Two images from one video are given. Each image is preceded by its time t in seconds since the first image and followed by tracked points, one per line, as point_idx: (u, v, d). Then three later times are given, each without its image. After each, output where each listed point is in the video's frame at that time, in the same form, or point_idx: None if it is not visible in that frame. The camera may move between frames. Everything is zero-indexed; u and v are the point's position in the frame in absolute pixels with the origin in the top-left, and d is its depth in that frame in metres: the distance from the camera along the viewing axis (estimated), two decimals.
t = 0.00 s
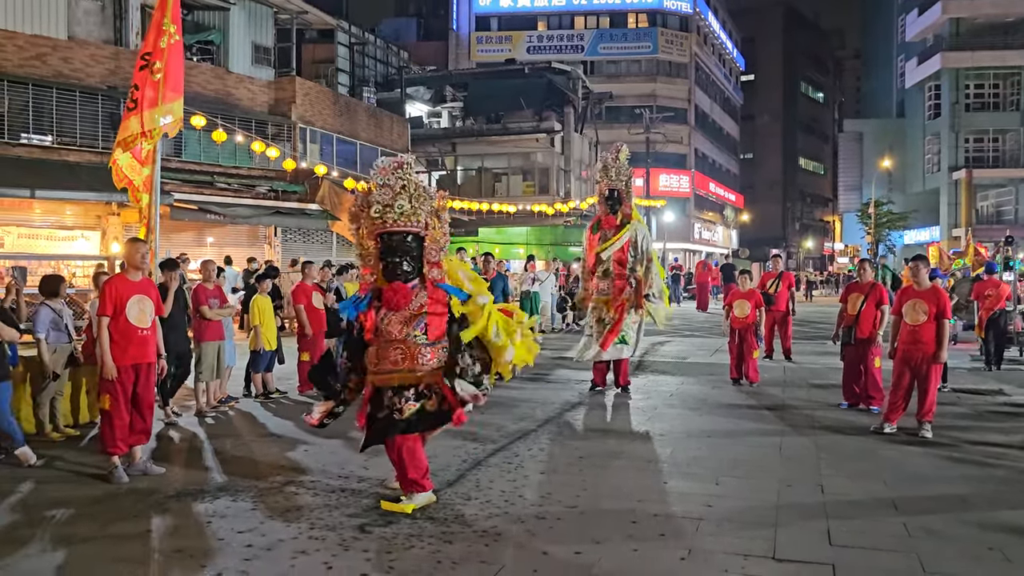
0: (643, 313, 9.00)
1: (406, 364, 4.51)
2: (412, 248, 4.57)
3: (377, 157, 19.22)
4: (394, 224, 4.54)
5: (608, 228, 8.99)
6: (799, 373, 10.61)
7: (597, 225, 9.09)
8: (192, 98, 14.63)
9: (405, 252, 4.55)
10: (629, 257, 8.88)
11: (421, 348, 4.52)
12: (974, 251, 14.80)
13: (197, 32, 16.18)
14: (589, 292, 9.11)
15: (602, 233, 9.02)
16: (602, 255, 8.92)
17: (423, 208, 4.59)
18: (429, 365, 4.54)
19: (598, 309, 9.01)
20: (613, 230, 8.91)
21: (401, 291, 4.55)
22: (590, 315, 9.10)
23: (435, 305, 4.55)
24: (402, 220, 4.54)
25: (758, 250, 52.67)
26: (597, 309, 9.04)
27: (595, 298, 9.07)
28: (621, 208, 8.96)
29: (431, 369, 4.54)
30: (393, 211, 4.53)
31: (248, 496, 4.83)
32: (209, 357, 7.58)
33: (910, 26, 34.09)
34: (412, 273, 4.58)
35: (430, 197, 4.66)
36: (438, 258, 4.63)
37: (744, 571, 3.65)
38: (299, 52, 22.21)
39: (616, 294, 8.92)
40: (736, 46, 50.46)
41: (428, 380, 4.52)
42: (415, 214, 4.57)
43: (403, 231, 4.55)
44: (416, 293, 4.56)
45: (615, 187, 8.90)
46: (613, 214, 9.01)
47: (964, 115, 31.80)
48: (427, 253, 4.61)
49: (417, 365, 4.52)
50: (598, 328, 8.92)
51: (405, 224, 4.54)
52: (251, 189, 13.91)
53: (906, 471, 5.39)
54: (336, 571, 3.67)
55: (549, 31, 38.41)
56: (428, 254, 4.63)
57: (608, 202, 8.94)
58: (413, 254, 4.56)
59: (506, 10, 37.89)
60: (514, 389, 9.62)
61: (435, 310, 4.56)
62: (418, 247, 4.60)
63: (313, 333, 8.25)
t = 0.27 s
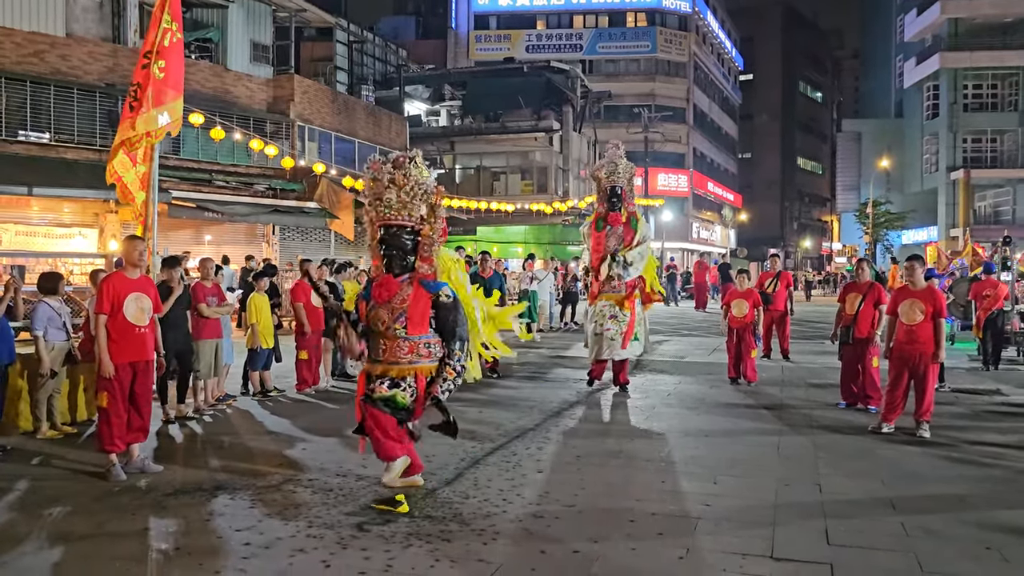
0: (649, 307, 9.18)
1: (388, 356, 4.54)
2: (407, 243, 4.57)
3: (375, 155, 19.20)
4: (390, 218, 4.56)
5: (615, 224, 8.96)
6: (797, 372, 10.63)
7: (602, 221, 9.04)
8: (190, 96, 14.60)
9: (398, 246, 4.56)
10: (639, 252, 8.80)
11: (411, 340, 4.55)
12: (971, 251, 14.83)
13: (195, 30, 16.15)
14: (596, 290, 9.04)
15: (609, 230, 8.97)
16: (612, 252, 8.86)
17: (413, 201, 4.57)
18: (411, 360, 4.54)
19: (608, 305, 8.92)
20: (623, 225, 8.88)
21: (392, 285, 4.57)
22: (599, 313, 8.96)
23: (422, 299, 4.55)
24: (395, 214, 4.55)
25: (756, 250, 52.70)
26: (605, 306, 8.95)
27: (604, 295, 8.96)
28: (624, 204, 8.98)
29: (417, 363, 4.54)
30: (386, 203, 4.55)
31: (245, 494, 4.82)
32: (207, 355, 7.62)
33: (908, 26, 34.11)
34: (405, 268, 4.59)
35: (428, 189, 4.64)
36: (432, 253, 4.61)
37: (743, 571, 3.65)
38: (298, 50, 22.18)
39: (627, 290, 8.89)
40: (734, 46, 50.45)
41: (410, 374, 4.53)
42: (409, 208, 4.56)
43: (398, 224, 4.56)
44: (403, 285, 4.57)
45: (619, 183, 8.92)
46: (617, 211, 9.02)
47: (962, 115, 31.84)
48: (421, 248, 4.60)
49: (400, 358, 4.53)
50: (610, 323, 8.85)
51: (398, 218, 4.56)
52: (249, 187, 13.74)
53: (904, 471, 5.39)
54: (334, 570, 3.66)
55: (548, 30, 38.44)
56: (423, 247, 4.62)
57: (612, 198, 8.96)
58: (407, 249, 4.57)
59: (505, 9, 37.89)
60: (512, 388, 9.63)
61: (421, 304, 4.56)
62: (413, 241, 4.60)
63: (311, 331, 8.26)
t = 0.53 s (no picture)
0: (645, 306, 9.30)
1: (368, 354, 4.62)
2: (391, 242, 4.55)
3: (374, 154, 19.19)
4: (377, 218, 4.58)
5: (615, 224, 8.94)
6: (796, 371, 10.63)
7: (601, 221, 9.00)
8: (189, 94, 14.58)
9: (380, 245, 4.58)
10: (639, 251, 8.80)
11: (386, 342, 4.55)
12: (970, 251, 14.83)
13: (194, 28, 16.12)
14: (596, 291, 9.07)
15: (610, 230, 8.93)
16: (612, 254, 8.86)
17: (392, 198, 4.51)
18: (385, 360, 4.55)
19: (611, 306, 8.93)
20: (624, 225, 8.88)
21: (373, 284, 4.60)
22: (601, 314, 8.91)
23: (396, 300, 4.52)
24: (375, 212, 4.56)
25: (755, 249, 52.72)
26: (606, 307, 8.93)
27: (607, 296, 8.96)
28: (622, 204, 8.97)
29: (389, 364, 4.54)
30: (372, 202, 4.57)
31: (244, 493, 4.82)
32: (205, 354, 7.63)
33: (908, 26, 34.14)
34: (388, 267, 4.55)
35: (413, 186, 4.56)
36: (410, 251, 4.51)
37: (742, 570, 3.65)
38: (297, 49, 22.15)
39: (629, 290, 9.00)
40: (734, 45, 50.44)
41: (381, 375, 4.54)
42: (392, 209, 4.52)
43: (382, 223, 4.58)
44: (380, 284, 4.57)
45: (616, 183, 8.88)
46: (614, 211, 8.95)
47: (961, 115, 31.87)
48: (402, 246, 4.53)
49: (374, 357, 4.58)
50: (613, 324, 8.84)
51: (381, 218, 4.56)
52: (248, 185, 13.69)
53: (902, 471, 5.40)
54: (332, 568, 3.66)
55: (548, 29, 38.48)
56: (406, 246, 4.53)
57: (609, 198, 8.88)
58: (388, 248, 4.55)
59: (504, 8, 37.89)
60: (511, 387, 9.63)
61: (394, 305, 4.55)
62: (396, 241, 4.55)
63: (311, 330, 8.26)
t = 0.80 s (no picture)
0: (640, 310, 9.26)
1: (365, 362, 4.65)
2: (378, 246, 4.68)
3: (377, 153, 19.17)
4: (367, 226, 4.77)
5: (609, 225, 8.98)
6: (799, 371, 10.62)
7: (595, 223, 9.05)
8: (192, 92, 14.57)
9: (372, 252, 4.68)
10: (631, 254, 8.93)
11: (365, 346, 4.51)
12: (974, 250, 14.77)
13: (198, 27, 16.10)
14: (588, 292, 9.01)
15: (604, 232, 8.99)
16: (605, 256, 8.87)
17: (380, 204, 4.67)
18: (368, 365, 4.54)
19: (603, 307, 8.88)
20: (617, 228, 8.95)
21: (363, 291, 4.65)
22: (592, 315, 8.89)
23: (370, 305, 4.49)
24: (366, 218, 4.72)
25: (758, 248, 52.66)
26: (597, 308, 8.91)
27: (599, 297, 8.92)
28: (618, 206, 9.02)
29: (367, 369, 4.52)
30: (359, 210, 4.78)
31: (247, 491, 4.83)
32: (209, 352, 7.65)
33: (912, 24, 34.05)
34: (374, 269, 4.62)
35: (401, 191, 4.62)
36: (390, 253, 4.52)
37: (745, 570, 3.65)
38: (300, 48, 22.16)
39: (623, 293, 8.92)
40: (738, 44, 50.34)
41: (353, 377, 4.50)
42: (376, 214, 4.71)
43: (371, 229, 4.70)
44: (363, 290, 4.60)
45: (613, 185, 8.97)
46: (610, 213, 9.03)
47: (965, 114, 31.79)
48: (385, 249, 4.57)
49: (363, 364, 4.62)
50: (606, 326, 8.80)
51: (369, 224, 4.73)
52: (251, 184, 13.74)
53: (906, 470, 5.39)
54: (336, 567, 3.67)
55: (551, 28, 38.48)
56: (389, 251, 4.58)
57: (606, 200, 8.97)
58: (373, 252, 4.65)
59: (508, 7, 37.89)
60: (513, 386, 9.63)
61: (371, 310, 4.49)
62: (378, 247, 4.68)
63: (313, 329, 8.27)
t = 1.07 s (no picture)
0: (637, 305, 9.35)
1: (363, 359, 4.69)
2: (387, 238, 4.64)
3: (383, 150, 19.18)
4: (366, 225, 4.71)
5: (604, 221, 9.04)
6: (804, 369, 10.60)
7: (591, 218, 9.13)
8: (198, 90, 14.60)
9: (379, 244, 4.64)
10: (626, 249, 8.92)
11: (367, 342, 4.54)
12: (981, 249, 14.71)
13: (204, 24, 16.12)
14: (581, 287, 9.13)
15: (598, 227, 9.02)
16: (598, 251, 8.93)
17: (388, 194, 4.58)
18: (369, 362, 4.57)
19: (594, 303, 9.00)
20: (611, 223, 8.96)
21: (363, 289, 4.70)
22: (584, 311, 9.04)
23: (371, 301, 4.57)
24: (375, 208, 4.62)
25: (765, 246, 52.54)
26: (589, 304, 9.03)
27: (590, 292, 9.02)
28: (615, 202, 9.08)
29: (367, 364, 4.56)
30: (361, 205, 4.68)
31: (253, 488, 4.84)
32: (214, 349, 7.68)
33: (919, 22, 33.93)
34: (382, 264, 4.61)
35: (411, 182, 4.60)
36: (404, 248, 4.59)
37: (751, 568, 3.64)
38: (306, 45, 22.18)
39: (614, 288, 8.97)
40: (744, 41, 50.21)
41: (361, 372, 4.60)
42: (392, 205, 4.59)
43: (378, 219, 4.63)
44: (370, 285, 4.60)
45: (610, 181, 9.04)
46: (607, 208, 9.11)
47: (972, 112, 31.67)
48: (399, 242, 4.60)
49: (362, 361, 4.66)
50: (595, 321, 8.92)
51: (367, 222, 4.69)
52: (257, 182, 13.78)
53: (912, 468, 5.37)
54: (342, 563, 3.68)
55: (557, 25, 38.42)
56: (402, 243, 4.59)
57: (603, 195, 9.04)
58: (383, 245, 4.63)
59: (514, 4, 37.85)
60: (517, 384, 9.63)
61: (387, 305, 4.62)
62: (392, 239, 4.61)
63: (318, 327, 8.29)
